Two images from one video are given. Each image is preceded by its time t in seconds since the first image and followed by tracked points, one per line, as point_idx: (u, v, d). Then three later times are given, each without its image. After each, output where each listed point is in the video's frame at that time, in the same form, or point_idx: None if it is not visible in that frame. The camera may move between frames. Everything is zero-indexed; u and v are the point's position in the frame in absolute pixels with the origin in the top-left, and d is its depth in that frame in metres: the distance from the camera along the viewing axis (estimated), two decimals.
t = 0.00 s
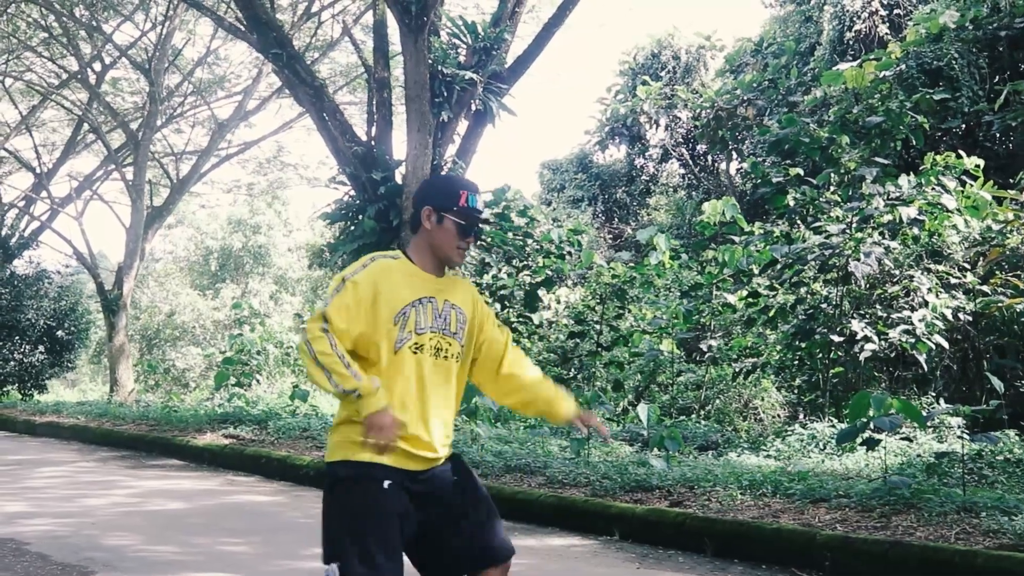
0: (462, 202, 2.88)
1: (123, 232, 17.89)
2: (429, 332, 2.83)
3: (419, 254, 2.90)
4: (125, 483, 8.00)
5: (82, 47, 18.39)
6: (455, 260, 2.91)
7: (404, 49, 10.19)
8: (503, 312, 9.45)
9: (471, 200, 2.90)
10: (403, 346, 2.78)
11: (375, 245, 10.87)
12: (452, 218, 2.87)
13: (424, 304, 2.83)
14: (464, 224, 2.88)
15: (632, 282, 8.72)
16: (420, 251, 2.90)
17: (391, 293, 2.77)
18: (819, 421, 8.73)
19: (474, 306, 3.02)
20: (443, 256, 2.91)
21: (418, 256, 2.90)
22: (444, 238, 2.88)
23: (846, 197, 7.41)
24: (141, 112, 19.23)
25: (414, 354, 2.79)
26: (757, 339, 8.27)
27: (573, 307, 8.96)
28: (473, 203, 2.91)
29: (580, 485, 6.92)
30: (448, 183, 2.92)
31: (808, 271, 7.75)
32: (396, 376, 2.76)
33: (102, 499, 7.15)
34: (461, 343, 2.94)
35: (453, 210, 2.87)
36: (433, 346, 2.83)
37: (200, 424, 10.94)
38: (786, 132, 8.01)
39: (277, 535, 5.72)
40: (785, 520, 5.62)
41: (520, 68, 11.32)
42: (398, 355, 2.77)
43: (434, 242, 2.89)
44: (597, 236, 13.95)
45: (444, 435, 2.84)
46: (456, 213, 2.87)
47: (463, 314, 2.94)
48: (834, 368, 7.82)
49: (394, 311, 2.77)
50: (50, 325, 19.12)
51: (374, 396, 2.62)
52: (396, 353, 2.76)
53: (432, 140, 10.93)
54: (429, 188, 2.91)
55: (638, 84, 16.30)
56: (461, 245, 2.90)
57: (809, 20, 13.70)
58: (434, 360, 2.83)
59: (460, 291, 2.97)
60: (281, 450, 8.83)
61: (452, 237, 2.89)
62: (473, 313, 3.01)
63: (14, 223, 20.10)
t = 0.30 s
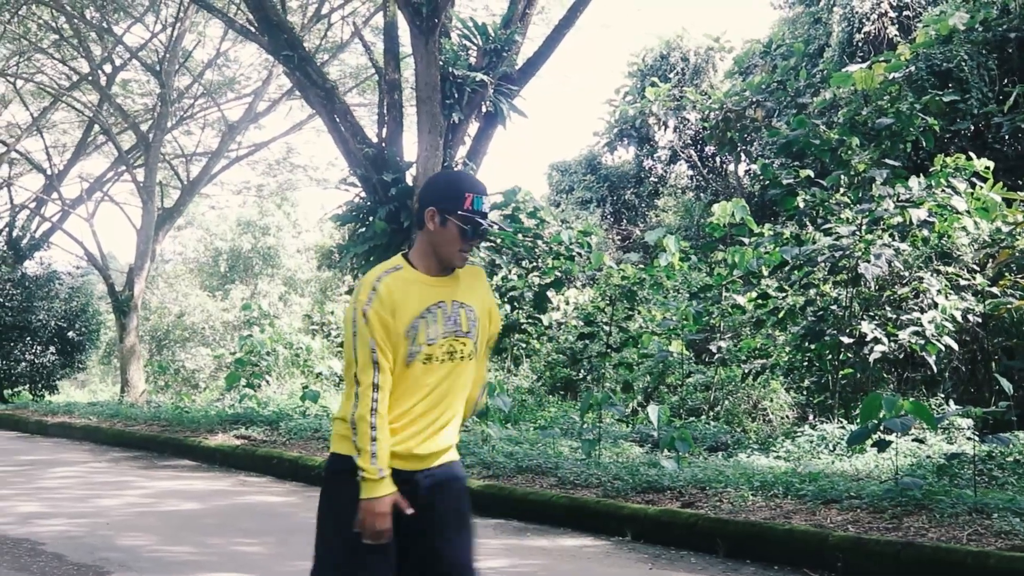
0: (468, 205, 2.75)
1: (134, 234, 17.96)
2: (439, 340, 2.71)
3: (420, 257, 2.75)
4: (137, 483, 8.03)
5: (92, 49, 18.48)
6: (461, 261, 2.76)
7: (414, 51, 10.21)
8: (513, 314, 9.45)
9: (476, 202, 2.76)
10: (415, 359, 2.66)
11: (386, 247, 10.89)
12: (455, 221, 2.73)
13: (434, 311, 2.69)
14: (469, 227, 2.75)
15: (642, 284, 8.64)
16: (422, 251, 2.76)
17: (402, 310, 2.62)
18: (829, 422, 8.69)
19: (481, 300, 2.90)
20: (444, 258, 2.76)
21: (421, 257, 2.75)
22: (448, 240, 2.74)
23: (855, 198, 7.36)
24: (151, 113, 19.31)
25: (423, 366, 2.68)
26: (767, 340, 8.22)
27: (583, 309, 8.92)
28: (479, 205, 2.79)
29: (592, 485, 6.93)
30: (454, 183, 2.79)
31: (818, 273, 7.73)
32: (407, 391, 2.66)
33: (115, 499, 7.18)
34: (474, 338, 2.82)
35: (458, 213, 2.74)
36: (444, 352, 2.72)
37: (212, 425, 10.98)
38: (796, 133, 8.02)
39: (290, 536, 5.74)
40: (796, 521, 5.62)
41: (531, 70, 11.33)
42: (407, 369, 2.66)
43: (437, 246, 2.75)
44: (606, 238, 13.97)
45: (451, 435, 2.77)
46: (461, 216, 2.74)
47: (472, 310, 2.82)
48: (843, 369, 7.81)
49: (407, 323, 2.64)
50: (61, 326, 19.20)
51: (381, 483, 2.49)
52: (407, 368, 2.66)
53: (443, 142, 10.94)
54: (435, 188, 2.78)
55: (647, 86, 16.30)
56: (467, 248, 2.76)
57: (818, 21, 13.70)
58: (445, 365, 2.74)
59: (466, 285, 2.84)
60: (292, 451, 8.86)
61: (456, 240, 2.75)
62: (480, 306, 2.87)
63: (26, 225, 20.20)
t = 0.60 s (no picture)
0: (488, 216, 3.00)
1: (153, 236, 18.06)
2: (479, 337, 3.04)
3: (448, 262, 3.02)
4: (157, 483, 8.10)
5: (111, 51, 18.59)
6: (481, 267, 3.04)
7: (432, 53, 10.24)
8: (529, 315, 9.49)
9: (497, 213, 3.00)
10: (462, 358, 2.97)
11: (403, 248, 10.94)
12: (476, 231, 2.98)
13: (470, 311, 3.03)
14: (490, 237, 2.99)
15: (658, 284, 8.67)
16: (447, 257, 3.03)
17: (445, 312, 2.93)
18: (844, 424, 8.61)
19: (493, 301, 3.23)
20: (466, 263, 3.04)
21: (446, 259, 3.03)
22: (471, 247, 3.01)
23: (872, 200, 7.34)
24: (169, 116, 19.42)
25: (473, 363, 3.00)
26: (783, 341, 8.20)
27: (599, 310, 8.96)
28: (498, 215, 3.02)
29: (608, 486, 6.94)
30: (474, 194, 3.02)
31: (834, 274, 7.69)
32: (458, 389, 2.96)
33: (137, 499, 7.25)
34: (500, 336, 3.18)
35: (479, 224, 2.99)
36: (484, 348, 3.06)
37: (230, 425, 11.05)
38: (812, 135, 8.00)
39: (310, 535, 5.79)
40: (813, 522, 5.61)
41: (548, 71, 11.34)
42: (461, 365, 2.96)
43: (461, 254, 3.02)
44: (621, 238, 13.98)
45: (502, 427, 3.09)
46: (481, 227, 2.98)
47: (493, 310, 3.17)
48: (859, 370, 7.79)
49: (452, 324, 2.95)
50: (81, 327, 19.33)
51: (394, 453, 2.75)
52: (456, 366, 2.95)
53: (460, 144, 10.97)
54: (458, 198, 3.01)
55: (664, 87, 16.25)
56: (487, 255, 3.02)
57: (834, 23, 13.66)
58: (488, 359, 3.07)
59: (484, 289, 3.16)
60: (311, 451, 8.91)
61: (477, 249, 3.01)
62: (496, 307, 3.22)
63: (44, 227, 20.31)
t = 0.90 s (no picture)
0: (513, 215, 2.94)
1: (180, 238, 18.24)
2: (504, 336, 2.92)
3: (481, 263, 2.99)
4: (184, 482, 8.18)
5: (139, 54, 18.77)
6: (516, 268, 2.99)
7: (456, 55, 10.28)
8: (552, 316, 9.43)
9: (522, 213, 2.94)
10: (480, 353, 2.88)
11: (427, 249, 10.98)
12: (502, 231, 2.93)
13: (496, 310, 2.93)
14: (518, 236, 2.94)
15: (682, 285, 8.69)
16: (481, 260, 3.00)
17: (461, 307, 2.87)
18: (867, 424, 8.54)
19: (540, 300, 3.11)
20: (497, 264, 2.98)
21: (479, 262, 3.00)
22: (501, 248, 2.96)
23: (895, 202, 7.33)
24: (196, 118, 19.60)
25: (491, 361, 2.89)
26: (806, 341, 8.17)
27: (622, 310, 8.94)
28: (524, 214, 2.96)
29: (631, 486, 6.93)
30: (500, 195, 2.97)
31: (857, 275, 7.68)
32: (480, 386, 2.86)
33: (164, 498, 7.34)
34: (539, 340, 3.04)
35: (504, 224, 2.94)
36: (509, 349, 2.93)
37: (256, 425, 11.15)
38: (835, 137, 7.97)
39: (334, 534, 5.84)
40: (833, 521, 5.59)
41: (571, 73, 11.35)
42: (477, 362, 2.88)
43: (493, 256, 2.97)
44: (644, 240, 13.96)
45: (538, 435, 2.95)
46: (507, 227, 2.93)
47: (535, 310, 3.04)
48: (882, 371, 7.78)
49: (468, 318, 2.88)
50: (109, 327, 19.56)
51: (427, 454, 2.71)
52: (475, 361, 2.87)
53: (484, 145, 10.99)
54: (486, 200, 2.98)
55: (688, 88, 16.21)
56: (518, 254, 2.96)
57: (859, 24, 13.57)
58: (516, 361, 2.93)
59: (526, 290, 3.06)
60: (336, 451, 8.97)
61: (508, 249, 2.96)
62: (542, 308, 3.11)
63: (73, 229, 20.54)
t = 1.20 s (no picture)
0: (517, 202, 2.96)
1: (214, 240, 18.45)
2: (513, 332, 2.95)
3: (492, 257, 3.00)
4: (217, 481, 8.28)
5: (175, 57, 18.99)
6: (525, 257, 2.98)
7: (486, 57, 10.32)
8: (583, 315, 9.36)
9: (526, 199, 2.96)
10: (489, 347, 2.91)
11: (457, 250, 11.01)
12: (508, 220, 2.94)
13: (507, 307, 2.96)
14: (522, 225, 2.95)
15: (712, 286, 8.81)
16: (493, 255, 3.01)
17: (475, 304, 2.89)
18: (898, 424, 8.52)
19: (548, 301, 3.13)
20: (508, 256, 2.99)
21: (491, 257, 3.00)
22: (509, 239, 2.97)
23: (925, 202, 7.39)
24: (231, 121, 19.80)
25: (498, 355, 2.92)
26: (838, 342, 8.18)
27: (652, 310, 9.09)
28: (527, 201, 2.97)
29: (658, 485, 6.92)
30: (503, 185, 3.00)
31: (888, 274, 7.59)
32: (485, 384, 2.89)
33: (196, 495, 7.44)
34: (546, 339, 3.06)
35: (507, 213, 2.95)
36: (517, 345, 2.95)
37: (289, 424, 11.27)
38: (867, 136, 7.93)
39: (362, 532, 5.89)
40: (860, 520, 5.56)
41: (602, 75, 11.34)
42: (484, 357, 2.90)
43: (503, 248, 2.98)
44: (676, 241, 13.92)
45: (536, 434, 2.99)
46: (511, 215, 2.94)
47: (544, 309, 3.07)
48: (914, 371, 7.75)
49: (479, 316, 2.91)
50: (145, 328, 19.85)
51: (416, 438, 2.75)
52: (483, 356, 2.89)
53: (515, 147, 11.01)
54: (488, 193, 3.01)
55: (721, 89, 16.15)
56: (526, 245, 2.96)
57: (892, 23, 13.44)
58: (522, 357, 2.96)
59: (537, 288, 3.08)
60: (367, 450, 9.04)
61: (515, 239, 2.96)
62: (550, 307, 3.13)
63: (111, 231, 20.83)
